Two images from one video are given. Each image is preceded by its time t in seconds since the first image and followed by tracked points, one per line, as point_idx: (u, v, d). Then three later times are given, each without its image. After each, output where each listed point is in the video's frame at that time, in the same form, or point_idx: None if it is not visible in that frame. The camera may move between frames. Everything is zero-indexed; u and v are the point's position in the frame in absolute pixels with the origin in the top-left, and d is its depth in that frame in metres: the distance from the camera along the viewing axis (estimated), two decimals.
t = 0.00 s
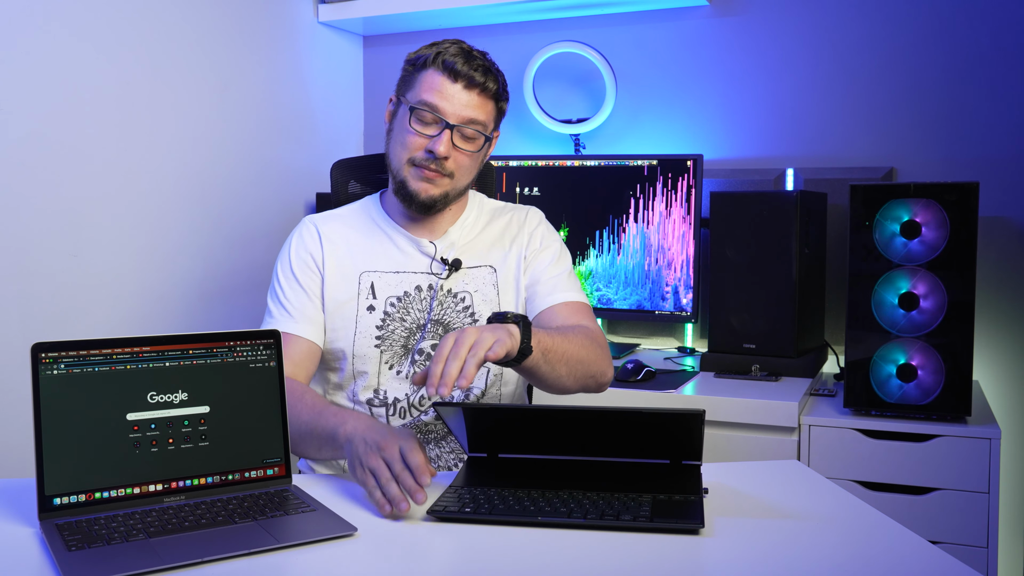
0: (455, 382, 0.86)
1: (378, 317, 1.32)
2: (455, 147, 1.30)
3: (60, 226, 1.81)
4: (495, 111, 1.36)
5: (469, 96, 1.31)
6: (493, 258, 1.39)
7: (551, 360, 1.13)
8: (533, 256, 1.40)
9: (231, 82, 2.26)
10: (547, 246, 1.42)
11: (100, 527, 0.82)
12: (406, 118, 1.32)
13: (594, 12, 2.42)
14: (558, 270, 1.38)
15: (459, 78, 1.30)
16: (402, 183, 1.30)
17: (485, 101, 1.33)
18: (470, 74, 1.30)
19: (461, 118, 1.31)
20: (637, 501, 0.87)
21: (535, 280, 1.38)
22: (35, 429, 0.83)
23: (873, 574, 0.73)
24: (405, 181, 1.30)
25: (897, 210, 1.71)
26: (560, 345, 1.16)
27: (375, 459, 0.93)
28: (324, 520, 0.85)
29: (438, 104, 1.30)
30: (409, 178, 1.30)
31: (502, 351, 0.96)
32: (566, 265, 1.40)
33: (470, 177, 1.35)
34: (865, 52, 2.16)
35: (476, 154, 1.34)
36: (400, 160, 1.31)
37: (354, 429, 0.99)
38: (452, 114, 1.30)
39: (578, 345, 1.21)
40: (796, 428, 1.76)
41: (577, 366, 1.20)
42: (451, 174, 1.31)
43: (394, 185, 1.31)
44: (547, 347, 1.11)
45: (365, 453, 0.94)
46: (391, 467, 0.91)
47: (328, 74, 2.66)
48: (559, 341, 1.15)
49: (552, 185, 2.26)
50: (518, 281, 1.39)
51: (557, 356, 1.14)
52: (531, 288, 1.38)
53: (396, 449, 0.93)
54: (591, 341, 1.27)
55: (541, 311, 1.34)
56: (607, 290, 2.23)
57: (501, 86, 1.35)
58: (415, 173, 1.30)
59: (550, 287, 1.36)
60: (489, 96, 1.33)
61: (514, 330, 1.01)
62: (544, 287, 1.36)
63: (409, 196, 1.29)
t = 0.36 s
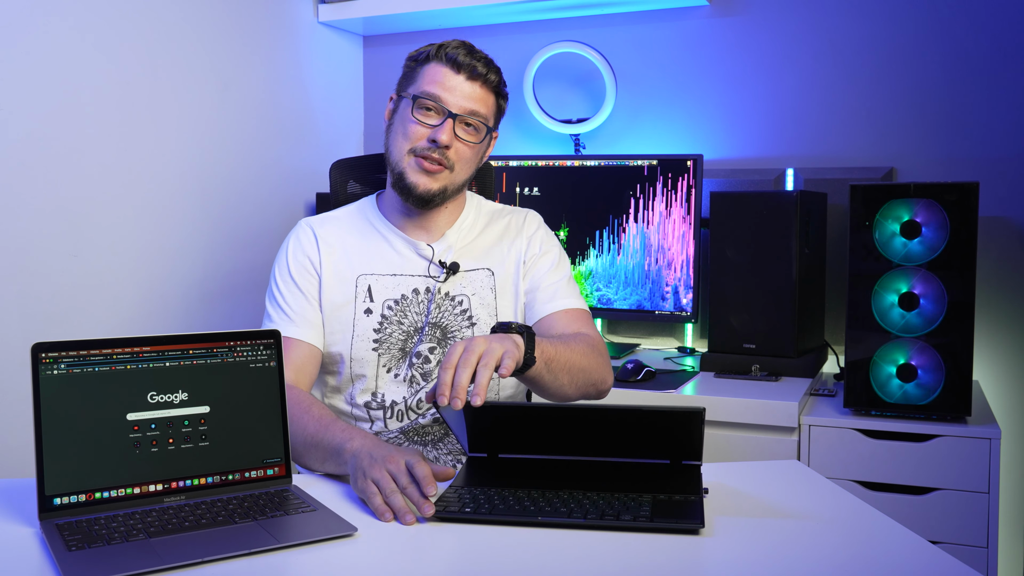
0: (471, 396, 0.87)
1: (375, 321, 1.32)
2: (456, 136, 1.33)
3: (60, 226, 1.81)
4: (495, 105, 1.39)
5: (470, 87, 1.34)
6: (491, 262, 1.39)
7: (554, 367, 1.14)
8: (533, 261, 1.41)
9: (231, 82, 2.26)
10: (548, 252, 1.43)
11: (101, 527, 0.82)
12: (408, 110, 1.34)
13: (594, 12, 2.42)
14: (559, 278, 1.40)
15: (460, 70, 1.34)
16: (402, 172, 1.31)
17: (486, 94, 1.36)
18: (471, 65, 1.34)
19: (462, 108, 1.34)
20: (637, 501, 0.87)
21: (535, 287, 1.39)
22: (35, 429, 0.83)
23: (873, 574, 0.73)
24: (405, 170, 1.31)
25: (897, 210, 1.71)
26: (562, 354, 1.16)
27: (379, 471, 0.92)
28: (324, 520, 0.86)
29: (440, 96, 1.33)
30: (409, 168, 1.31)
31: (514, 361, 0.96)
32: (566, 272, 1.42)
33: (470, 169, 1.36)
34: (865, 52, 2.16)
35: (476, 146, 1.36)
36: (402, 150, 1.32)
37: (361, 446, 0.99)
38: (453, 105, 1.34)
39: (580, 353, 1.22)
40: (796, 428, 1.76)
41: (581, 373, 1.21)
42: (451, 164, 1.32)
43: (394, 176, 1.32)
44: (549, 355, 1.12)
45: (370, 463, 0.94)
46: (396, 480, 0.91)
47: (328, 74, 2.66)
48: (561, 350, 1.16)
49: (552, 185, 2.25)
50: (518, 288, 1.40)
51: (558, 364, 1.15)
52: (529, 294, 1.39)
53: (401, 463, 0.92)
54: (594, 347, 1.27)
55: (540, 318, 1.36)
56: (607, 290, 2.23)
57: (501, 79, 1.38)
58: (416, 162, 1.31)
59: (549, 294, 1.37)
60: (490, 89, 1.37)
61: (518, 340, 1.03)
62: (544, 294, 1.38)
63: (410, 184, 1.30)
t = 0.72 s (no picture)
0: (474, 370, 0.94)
1: (374, 320, 1.32)
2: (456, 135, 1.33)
3: (60, 225, 1.81)
4: (492, 103, 1.39)
5: (467, 86, 1.35)
6: (491, 263, 1.39)
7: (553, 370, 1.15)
8: (533, 265, 1.42)
9: (231, 82, 2.26)
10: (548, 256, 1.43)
11: (100, 527, 0.82)
12: (406, 111, 1.35)
13: (594, 12, 2.42)
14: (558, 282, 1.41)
15: (457, 70, 1.34)
16: (403, 173, 1.31)
17: (483, 92, 1.37)
18: (467, 63, 1.34)
19: (460, 107, 1.34)
20: (637, 501, 0.87)
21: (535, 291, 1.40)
22: (35, 429, 0.83)
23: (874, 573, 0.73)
24: (406, 170, 1.31)
25: (897, 210, 1.71)
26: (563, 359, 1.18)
27: (384, 466, 0.93)
28: (324, 520, 0.86)
29: (437, 96, 1.34)
30: (410, 169, 1.31)
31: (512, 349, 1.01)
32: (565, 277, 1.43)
33: (470, 168, 1.37)
34: (864, 52, 2.16)
35: (476, 144, 1.36)
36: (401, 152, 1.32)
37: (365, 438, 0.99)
38: (451, 104, 1.34)
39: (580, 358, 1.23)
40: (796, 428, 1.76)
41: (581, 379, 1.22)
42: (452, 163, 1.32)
43: (394, 178, 1.31)
44: (548, 358, 1.14)
45: (374, 458, 0.95)
46: (400, 478, 0.91)
47: (328, 74, 2.66)
48: (561, 354, 1.18)
49: (552, 185, 2.25)
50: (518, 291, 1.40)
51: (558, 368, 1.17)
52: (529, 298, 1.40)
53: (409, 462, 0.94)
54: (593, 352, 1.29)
55: (540, 322, 1.37)
56: (607, 290, 2.23)
57: (497, 77, 1.39)
58: (417, 163, 1.31)
59: (549, 299, 1.38)
60: (487, 87, 1.37)
61: (519, 342, 1.05)
62: (543, 298, 1.39)
63: (411, 185, 1.30)
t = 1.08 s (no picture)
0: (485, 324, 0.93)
1: (370, 320, 1.31)
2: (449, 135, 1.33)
3: (59, 226, 1.81)
4: (484, 100, 1.39)
5: (458, 85, 1.35)
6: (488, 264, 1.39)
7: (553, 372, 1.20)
8: (532, 270, 1.44)
9: (231, 82, 2.26)
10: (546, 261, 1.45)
11: (101, 526, 0.82)
12: (398, 112, 1.35)
13: (594, 12, 2.42)
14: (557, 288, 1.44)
15: (447, 69, 1.34)
16: (397, 174, 1.31)
17: (475, 90, 1.37)
18: (458, 62, 1.34)
19: (452, 107, 1.34)
20: (637, 501, 0.87)
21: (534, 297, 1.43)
22: (35, 429, 0.83)
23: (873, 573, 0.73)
24: (401, 171, 1.31)
25: (897, 210, 1.71)
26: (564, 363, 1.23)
27: (384, 464, 0.93)
28: (324, 520, 0.86)
29: (429, 96, 1.34)
30: (404, 169, 1.31)
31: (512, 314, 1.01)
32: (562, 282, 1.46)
33: (464, 167, 1.37)
34: (864, 52, 2.16)
35: (469, 143, 1.36)
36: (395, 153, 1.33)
37: (362, 435, 0.99)
38: (443, 104, 1.34)
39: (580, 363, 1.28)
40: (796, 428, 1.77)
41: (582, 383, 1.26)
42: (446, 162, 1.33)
43: (389, 179, 1.32)
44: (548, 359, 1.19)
45: (374, 456, 0.94)
46: (400, 478, 0.91)
47: (328, 74, 2.66)
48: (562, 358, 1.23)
49: (552, 185, 2.25)
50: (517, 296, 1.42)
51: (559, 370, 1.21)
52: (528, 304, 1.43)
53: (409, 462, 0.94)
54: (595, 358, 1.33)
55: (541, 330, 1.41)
56: (607, 290, 2.23)
57: (488, 74, 1.39)
58: (411, 163, 1.31)
59: (550, 305, 1.42)
60: (478, 85, 1.37)
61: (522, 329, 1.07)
62: (545, 305, 1.42)
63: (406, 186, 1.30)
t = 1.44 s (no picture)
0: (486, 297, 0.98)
1: (368, 322, 1.31)
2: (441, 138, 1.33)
3: (59, 226, 1.81)
4: (475, 100, 1.39)
5: (449, 87, 1.34)
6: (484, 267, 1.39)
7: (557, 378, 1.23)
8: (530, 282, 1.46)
9: (231, 82, 2.26)
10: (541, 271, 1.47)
11: (100, 526, 0.82)
12: (389, 116, 1.35)
13: (594, 12, 2.42)
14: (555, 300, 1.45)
15: (436, 72, 1.34)
16: (391, 179, 1.30)
17: (465, 91, 1.37)
18: (447, 64, 1.34)
19: (443, 109, 1.34)
20: (637, 501, 0.87)
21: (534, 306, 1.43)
22: (35, 429, 0.83)
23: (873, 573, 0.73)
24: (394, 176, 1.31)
25: (897, 210, 1.71)
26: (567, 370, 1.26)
27: (385, 466, 0.93)
28: (324, 520, 0.86)
29: (419, 99, 1.34)
30: (398, 173, 1.31)
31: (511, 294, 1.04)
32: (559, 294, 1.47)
33: (457, 168, 1.37)
34: (864, 52, 2.16)
35: (462, 145, 1.36)
36: (387, 158, 1.32)
37: (362, 436, 0.99)
38: (434, 107, 1.34)
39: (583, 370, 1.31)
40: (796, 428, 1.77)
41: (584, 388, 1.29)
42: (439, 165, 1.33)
43: (383, 183, 1.31)
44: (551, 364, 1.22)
45: (375, 457, 0.94)
46: (400, 479, 0.91)
47: (328, 74, 2.66)
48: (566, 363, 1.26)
49: (552, 185, 2.25)
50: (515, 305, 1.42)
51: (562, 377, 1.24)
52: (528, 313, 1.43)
53: (409, 463, 0.93)
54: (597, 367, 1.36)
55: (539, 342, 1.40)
56: (607, 290, 2.23)
57: (478, 74, 1.39)
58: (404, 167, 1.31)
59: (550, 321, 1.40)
60: (468, 86, 1.37)
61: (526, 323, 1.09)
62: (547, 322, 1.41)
63: (400, 190, 1.30)
